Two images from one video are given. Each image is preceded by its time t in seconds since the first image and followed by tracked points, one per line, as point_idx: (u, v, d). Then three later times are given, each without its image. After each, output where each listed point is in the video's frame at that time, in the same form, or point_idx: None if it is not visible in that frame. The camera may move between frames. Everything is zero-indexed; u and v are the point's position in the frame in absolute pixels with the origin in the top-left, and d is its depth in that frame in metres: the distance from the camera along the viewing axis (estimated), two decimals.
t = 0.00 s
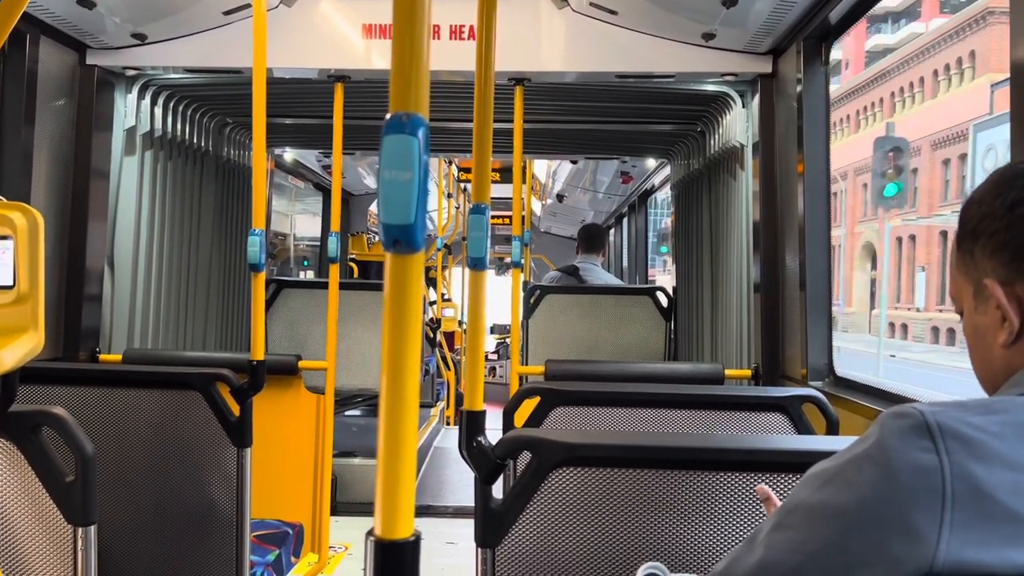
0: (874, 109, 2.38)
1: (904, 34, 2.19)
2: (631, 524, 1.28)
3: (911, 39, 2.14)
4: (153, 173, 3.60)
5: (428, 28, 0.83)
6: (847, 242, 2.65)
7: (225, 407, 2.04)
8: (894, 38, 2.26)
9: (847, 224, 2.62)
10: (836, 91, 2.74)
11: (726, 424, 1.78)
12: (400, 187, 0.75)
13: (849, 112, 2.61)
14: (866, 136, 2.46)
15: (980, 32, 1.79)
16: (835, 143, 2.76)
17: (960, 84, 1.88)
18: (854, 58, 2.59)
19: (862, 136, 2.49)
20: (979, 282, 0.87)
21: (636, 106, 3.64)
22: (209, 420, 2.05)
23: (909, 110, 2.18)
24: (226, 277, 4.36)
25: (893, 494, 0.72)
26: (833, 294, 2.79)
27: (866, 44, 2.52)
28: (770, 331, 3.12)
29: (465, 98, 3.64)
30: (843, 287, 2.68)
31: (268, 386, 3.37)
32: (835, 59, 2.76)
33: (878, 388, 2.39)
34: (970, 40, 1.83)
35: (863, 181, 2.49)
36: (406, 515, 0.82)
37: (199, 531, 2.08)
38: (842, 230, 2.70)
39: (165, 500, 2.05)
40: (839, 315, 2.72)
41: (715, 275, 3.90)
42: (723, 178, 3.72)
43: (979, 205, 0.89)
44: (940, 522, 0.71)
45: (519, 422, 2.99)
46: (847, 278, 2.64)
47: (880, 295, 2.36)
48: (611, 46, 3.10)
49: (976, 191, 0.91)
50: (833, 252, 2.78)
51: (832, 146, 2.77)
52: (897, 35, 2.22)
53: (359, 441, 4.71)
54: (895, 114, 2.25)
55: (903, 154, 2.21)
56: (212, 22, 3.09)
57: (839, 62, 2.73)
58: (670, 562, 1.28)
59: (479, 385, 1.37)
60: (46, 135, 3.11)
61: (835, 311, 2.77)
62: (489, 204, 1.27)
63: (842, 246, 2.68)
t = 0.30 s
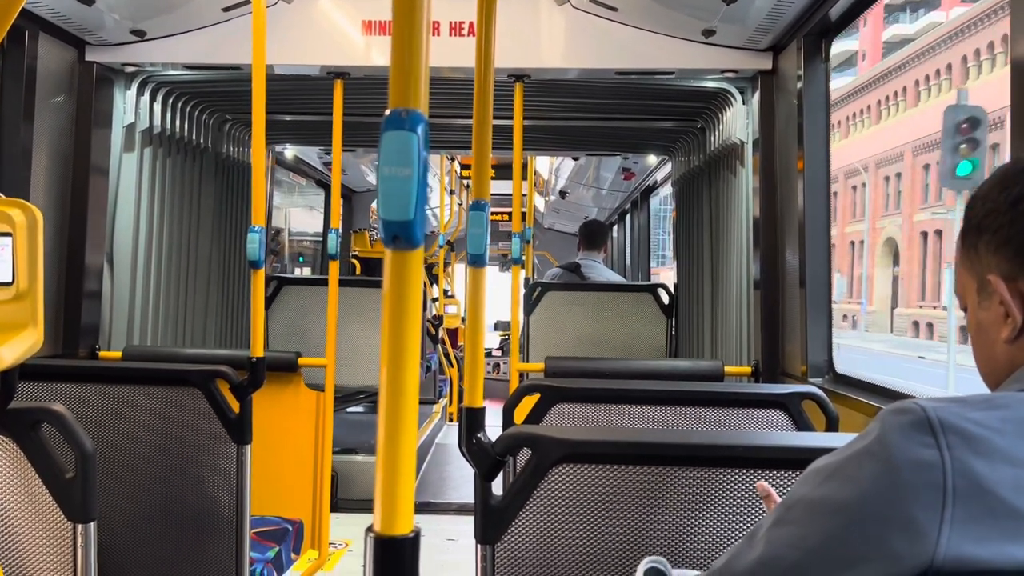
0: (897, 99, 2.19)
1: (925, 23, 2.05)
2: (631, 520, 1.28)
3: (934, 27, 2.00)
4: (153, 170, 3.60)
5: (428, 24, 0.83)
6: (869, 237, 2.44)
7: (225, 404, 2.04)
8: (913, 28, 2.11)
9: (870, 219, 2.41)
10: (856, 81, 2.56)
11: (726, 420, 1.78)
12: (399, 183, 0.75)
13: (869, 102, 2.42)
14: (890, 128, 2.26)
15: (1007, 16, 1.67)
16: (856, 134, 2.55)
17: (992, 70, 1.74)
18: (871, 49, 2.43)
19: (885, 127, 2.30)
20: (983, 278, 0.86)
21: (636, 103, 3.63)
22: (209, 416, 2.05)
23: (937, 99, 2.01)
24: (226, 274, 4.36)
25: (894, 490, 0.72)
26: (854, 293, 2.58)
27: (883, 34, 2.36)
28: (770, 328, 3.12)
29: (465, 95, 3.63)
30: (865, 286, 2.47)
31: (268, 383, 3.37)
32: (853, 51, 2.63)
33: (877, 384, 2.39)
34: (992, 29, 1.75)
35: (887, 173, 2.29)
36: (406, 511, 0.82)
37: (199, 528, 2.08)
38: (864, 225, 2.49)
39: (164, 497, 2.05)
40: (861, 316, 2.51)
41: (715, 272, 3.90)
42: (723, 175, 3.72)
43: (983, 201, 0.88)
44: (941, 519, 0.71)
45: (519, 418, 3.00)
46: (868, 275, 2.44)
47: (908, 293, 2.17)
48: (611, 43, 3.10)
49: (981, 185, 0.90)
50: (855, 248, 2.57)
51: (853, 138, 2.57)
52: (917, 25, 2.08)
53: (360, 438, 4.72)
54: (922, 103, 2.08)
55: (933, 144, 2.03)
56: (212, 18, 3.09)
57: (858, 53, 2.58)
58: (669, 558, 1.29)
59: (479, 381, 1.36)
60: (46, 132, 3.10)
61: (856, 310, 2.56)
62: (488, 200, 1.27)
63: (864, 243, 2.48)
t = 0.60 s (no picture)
0: (919, 88, 2.00)
1: (943, 14, 1.89)
2: (631, 520, 1.28)
3: (954, 17, 1.85)
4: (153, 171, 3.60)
5: (426, 25, 0.83)
6: (891, 233, 2.24)
7: (225, 404, 2.05)
8: (931, 18, 1.95)
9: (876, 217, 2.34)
10: (873, 72, 2.36)
11: (727, 419, 1.78)
12: (399, 183, 0.74)
13: (889, 92, 2.20)
14: (913, 119, 2.06)
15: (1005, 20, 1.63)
16: (876, 125, 2.33)
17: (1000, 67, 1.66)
18: (886, 40, 2.25)
19: (907, 118, 2.09)
20: (978, 277, 0.86)
21: (636, 102, 3.63)
22: (210, 417, 2.05)
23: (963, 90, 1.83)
24: (227, 274, 4.36)
25: (894, 489, 0.72)
26: (874, 292, 2.36)
27: (900, 24, 2.17)
28: (770, 326, 3.12)
29: (466, 95, 3.63)
30: (886, 284, 2.25)
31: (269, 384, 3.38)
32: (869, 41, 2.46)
33: (878, 383, 2.39)
34: (992, 29, 1.70)
35: (910, 167, 2.10)
36: (407, 511, 0.82)
37: (201, 529, 2.08)
38: (884, 221, 2.28)
39: (166, 498, 2.05)
40: (881, 317, 2.28)
41: (716, 271, 3.90)
42: (724, 174, 3.71)
43: (977, 200, 0.88)
44: (940, 518, 0.71)
45: (521, 417, 3.00)
46: (888, 273, 2.23)
47: (930, 290, 1.96)
48: (610, 42, 3.10)
49: (976, 184, 0.90)
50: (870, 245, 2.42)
51: (874, 129, 2.35)
52: (935, 16, 1.91)
53: (362, 437, 4.72)
54: (947, 93, 1.88)
55: (962, 135, 1.84)
56: (212, 19, 3.09)
57: (873, 43, 2.40)
58: (670, 557, 1.29)
59: (479, 380, 1.35)
60: (47, 133, 3.11)
61: (875, 310, 2.34)
62: (488, 200, 1.26)
63: (885, 239, 2.26)
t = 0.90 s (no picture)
0: (945, 78, 1.89)
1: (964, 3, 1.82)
2: (633, 519, 1.28)
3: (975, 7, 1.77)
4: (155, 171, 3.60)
5: (428, 25, 0.83)
6: (915, 228, 2.07)
7: (227, 404, 2.04)
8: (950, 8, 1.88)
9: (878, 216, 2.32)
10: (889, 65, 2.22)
11: (729, 419, 1.78)
12: (400, 184, 0.75)
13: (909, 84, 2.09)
14: (938, 111, 1.95)
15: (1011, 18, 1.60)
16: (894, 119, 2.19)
17: None
18: (904, 32, 2.13)
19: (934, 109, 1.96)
20: (980, 276, 0.86)
21: (638, 101, 3.63)
22: (212, 416, 2.05)
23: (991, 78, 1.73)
24: (229, 273, 4.37)
25: (896, 488, 0.72)
26: (899, 291, 2.18)
27: (917, 15, 2.06)
28: (772, 325, 3.12)
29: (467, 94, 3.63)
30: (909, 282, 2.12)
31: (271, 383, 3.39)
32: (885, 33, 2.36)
33: (880, 381, 2.39)
34: (998, 27, 1.67)
35: (934, 160, 1.97)
36: (409, 510, 0.82)
37: (204, 529, 2.08)
38: (905, 218, 2.13)
39: (169, 497, 2.06)
40: (907, 317, 2.12)
41: (718, 270, 3.90)
42: (726, 172, 3.70)
43: (978, 200, 0.88)
44: (942, 517, 0.71)
45: (523, 417, 3.00)
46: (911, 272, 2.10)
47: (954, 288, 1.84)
48: (612, 41, 3.09)
49: (977, 184, 0.90)
50: (873, 245, 2.41)
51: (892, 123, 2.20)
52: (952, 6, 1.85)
53: (365, 436, 4.72)
54: (973, 83, 1.79)
55: (992, 123, 1.72)
56: (214, 19, 3.10)
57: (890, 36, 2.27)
58: (672, 556, 1.29)
59: (481, 379, 1.34)
60: (49, 133, 3.11)
61: (900, 309, 2.17)
62: (490, 200, 1.25)
63: (907, 236, 2.12)
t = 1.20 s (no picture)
0: (971, 67, 1.85)
1: None
2: (636, 518, 1.28)
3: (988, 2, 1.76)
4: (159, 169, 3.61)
5: (430, 22, 0.83)
6: (940, 225, 2.03)
7: (230, 402, 2.05)
8: None
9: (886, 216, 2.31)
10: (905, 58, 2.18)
11: (732, 417, 1.78)
12: (401, 181, 0.74)
13: (930, 75, 2.03)
14: (963, 102, 1.90)
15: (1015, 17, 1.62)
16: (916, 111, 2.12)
17: None
18: (921, 23, 2.09)
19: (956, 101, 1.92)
20: (984, 274, 0.86)
21: (641, 98, 3.62)
22: (215, 414, 2.05)
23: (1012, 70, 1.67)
24: (233, 272, 4.37)
25: (900, 486, 0.71)
26: (921, 291, 2.12)
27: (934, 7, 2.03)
28: (776, 323, 3.11)
29: (470, 92, 3.64)
30: (933, 281, 2.04)
31: (275, 382, 3.39)
32: (900, 26, 2.26)
33: (884, 379, 2.38)
34: (1005, 26, 1.68)
35: (959, 154, 1.92)
36: (412, 508, 0.82)
37: (208, 527, 2.09)
38: (929, 213, 2.08)
39: (172, 495, 2.06)
40: (929, 318, 2.06)
41: (721, 268, 3.90)
42: (730, 170, 3.69)
43: (982, 196, 0.88)
44: (945, 515, 0.71)
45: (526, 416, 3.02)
46: (934, 270, 2.03)
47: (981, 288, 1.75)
48: (614, 39, 3.09)
49: (981, 180, 0.90)
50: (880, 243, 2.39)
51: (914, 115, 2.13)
52: None
53: (368, 434, 4.73)
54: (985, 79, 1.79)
55: (1011, 117, 1.69)
56: (216, 16, 3.10)
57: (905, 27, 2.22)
58: (675, 555, 1.29)
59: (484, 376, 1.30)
60: (52, 132, 3.12)
61: (921, 309, 2.11)
62: (494, 197, 1.24)
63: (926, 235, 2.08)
